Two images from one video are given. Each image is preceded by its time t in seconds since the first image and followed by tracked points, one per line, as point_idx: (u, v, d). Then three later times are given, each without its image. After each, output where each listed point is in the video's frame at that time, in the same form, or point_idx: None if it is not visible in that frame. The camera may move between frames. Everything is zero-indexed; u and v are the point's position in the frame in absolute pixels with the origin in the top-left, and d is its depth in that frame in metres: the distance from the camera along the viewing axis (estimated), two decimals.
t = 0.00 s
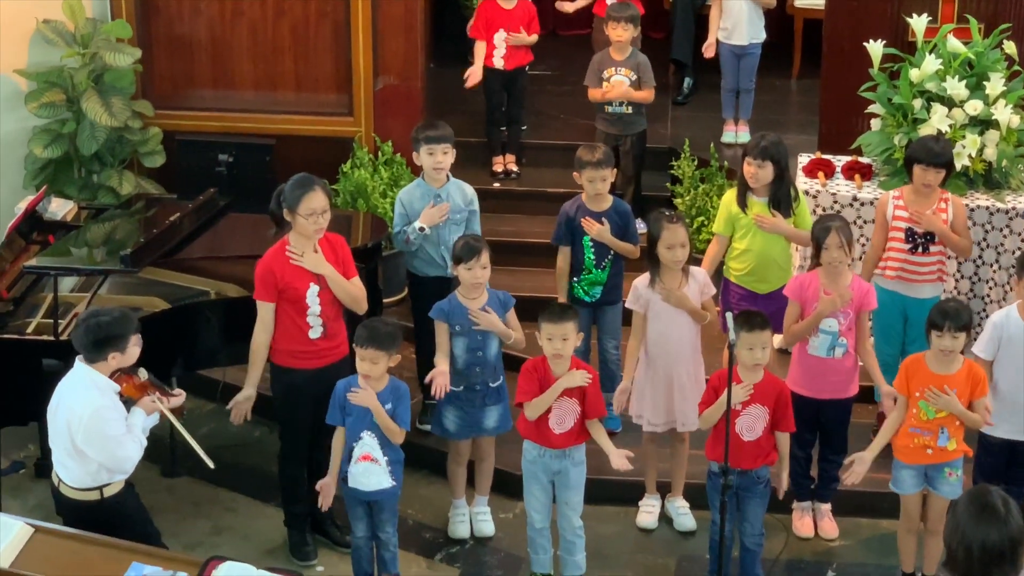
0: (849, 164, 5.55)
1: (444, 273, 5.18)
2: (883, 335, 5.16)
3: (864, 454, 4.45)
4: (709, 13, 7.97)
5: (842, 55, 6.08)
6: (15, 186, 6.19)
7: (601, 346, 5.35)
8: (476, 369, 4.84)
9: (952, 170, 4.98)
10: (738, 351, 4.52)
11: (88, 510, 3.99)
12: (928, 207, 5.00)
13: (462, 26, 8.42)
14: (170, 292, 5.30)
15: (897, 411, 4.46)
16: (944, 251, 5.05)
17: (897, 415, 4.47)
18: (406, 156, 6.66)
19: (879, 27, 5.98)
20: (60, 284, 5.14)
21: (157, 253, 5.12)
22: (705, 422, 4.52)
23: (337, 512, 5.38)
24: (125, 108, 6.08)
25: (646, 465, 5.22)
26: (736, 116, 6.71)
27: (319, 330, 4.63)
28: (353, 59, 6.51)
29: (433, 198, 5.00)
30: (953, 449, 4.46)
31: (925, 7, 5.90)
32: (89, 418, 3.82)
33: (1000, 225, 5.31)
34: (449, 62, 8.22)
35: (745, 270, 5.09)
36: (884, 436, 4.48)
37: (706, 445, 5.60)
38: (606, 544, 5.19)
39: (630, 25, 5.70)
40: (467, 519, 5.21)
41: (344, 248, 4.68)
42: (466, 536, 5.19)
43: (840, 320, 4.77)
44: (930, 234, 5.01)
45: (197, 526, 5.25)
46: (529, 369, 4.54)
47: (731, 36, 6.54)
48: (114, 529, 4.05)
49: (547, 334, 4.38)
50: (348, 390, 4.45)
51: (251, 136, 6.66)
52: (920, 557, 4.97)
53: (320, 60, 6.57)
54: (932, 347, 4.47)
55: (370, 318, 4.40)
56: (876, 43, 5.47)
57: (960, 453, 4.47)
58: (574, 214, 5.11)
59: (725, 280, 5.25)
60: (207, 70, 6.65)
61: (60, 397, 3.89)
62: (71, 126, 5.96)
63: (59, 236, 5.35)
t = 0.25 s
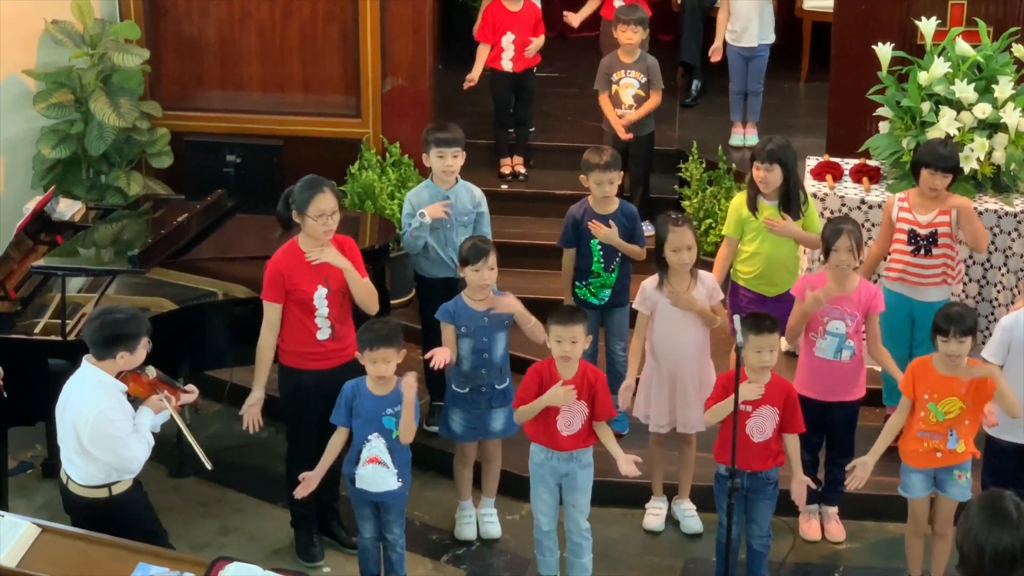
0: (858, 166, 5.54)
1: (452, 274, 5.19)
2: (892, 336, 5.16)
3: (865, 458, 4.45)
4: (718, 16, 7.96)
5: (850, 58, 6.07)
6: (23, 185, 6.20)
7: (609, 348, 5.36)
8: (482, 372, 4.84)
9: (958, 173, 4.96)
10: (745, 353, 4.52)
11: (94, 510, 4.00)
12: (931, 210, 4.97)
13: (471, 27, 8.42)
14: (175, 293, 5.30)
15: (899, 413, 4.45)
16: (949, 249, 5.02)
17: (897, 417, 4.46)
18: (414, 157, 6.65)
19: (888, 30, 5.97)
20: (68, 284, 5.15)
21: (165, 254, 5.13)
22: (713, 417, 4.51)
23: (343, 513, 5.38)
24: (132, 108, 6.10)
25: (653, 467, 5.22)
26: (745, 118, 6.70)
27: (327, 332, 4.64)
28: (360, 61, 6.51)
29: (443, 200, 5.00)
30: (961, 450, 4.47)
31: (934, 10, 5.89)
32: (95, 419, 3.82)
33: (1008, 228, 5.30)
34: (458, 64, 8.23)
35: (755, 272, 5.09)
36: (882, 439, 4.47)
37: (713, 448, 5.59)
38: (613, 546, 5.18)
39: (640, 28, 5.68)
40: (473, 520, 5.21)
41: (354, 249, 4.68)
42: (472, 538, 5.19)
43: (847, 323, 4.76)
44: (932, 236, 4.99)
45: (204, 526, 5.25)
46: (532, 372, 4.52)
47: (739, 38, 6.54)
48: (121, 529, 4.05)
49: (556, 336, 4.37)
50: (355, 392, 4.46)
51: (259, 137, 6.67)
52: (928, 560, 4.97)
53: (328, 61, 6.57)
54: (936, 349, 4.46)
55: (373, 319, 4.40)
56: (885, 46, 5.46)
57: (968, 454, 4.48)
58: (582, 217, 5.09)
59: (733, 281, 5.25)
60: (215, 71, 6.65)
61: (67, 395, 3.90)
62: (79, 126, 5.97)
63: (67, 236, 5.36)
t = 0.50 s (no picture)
0: (865, 168, 5.53)
1: (458, 274, 5.19)
2: (898, 338, 5.16)
3: (876, 466, 4.43)
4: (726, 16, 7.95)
5: (859, 58, 6.06)
6: (30, 184, 6.21)
7: (614, 349, 5.35)
8: (486, 372, 4.84)
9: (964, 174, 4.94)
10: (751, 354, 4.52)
11: (101, 509, 4.00)
12: (936, 211, 4.97)
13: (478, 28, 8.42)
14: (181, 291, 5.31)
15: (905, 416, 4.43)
16: (953, 253, 5.01)
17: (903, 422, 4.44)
18: (422, 157, 6.64)
19: (896, 31, 5.96)
20: (74, 283, 5.15)
21: (171, 253, 5.13)
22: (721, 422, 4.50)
23: (349, 513, 5.38)
24: (141, 107, 6.11)
25: (659, 468, 5.21)
26: (752, 119, 6.69)
27: (334, 331, 4.64)
28: (368, 60, 6.50)
29: (451, 199, 5.01)
30: (969, 452, 4.47)
31: (942, 11, 5.87)
32: (108, 418, 3.82)
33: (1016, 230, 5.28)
34: (465, 63, 8.22)
35: (761, 273, 5.08)
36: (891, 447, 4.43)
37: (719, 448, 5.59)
38: (619, 547, 5.18)
39: (647, 29, 5.68)
40: (479, 520, 5.21)
41: (360, 249, 4.69)
42: (478, 538, 5.18)
43: (853, 324, 4.76)
44: (936, 237, 4.98)
45: (209, 525, 5.25)
46: (534, 375, 4.52)
47: (747, 37, 6.52)
48: (127, 528, 4.06)
49: (563, 335, 4.36)
50: (361, 391, 4.46)
51: (265, 136, 6.67)
52: (934, 562, 4.96)
53: (335, 60, 6.57)
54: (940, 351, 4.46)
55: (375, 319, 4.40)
56: (893, 46, 5.45)
57: (975, 455, 4.47)
58: (588, 217, 5.08)
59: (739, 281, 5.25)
60: (223, 69, 6.66)
61: (84, 390, 3.90)
62: (86, 125, 5.98)
63: (74, 235, 5.36)
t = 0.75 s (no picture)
0: (872, 165, 5.50)
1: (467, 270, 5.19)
2: (905, 337, 5.15)
3: (893, 469, 4.44)
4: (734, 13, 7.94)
5: (867, 56, 6.05)
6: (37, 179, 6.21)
7: (621, 346, 5.35)
8: (491, 369, 4.84)
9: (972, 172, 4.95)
10: (758, 351, 4.51)
11: (109, 503, 4.00)
12: (947, 211, 4.97)
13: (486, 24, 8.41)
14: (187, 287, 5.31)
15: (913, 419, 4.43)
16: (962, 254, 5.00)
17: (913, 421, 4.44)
18: (429, 153, 6.64)
19: (904, 28, 5.95)
20: (82, 278, 5.16)
21: (178, 249, 5.13)
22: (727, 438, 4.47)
23: (356, 509, 5.39)
24: (148, 102, 6.09)
25: (666, 465, 5.21)
26: (760, 116, 6.68)
27: (340, 328, 4.64)
28: (375, 56, 6.50)
29: (461, 194, 5.00)
30: (975, 451, 4.46)
31: (951, 9, 5.86)
32: (116, 407, 3.81)
33: None
34: (472, 60, 8.22)
35: (771, 271, 5.07)
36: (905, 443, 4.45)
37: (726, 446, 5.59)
38: (625, 544, 5.18)
39: (656, 27, 5.67)
40: (486, 517, 5.21)
41: (365, 245, 4.70)
42: (484, 534, 5.19)
43: (860, 322, 4.75)
44: (947, 236, 4.98)
45: (216, 520, 5.25)
46: (540, 373, 4.52)
47: (755, 36, 6.54)
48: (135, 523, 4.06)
49: (567, 333, 4.36)
50: (368, 388, 4.45)
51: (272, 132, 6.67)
52: (941, 561, 4.96)
53: (343, 57, 6.57)
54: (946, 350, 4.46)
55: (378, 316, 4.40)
56: (901, 43, 5.44)
57: (981, 454, 4.47)
58: (597, 215, 5.08)
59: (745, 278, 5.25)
60: (231, 65, 6.66)
61: (96, 381, 3.89)
62: (94, 120, 5.98)
63: (82, 230, 5.37)
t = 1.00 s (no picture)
0: (878, 160, 5.55)
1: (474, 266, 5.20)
2: (912, 332, 5.15)
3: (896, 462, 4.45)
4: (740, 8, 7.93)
5: (874, 51, 6.04)
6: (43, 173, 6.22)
7: (627, 342, 5.33)
8: (497, 364, 4.84)
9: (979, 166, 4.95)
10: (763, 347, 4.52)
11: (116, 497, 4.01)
12: (959, 206, 4.97)
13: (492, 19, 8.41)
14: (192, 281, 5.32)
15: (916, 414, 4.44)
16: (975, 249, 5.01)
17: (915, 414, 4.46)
18: (435, 148, 6.64)
19: (911, 23, 5.95)
20: (88, 272, 5.17)
21: (184, 243, 5.14)
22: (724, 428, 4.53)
23: (361, 502, 5.40)
24: (154, 96, 6.12)
25: (671, 459, 5.21)
26: (766, 111, 6.68)
27: (345, 322, 4.64)
28: (381, 51, 6.50)
29: (467, 189, 5.02)
30: (979, 448, 4.44)
31: (958, 4, 5.85)
32: (94, 391, 3.85)
33: None
34: (479, 54, 8.22)
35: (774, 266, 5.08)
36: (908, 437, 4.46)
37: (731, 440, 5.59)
38: (630, 538, 5.18)
39: (663, 22, 5.66)
40: (491, 511, 5.21)
41: (371, 239, 4.71)
42: (489, 528, 5.19)
43: (865, 317, 4.76)
44: (960, 232, 4.98)
45: (221, 513, 5.26)
46: (545, 367, 4.53)
47: (761, 31, 6.50)
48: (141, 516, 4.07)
49: (573, 328, 4.37)
50: (374, 382, 4.47)
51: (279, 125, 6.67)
52: (946, 556, 4.96)
53: (350, 51, 6.56)
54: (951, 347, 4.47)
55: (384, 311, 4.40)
56: (908, 38, 5.43)
57: (986, 451, 4.44)
58: (602, 210, 5.10)
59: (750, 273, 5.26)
60: (238, 58, 6.65)
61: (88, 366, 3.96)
62: (101, 114, 5.99)
63: (88, 224, 5.37)
